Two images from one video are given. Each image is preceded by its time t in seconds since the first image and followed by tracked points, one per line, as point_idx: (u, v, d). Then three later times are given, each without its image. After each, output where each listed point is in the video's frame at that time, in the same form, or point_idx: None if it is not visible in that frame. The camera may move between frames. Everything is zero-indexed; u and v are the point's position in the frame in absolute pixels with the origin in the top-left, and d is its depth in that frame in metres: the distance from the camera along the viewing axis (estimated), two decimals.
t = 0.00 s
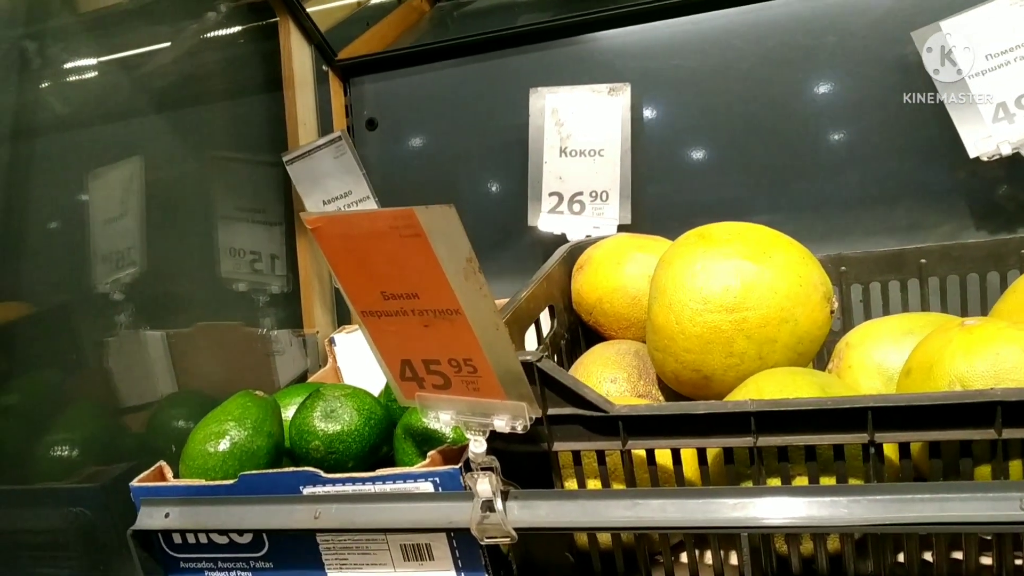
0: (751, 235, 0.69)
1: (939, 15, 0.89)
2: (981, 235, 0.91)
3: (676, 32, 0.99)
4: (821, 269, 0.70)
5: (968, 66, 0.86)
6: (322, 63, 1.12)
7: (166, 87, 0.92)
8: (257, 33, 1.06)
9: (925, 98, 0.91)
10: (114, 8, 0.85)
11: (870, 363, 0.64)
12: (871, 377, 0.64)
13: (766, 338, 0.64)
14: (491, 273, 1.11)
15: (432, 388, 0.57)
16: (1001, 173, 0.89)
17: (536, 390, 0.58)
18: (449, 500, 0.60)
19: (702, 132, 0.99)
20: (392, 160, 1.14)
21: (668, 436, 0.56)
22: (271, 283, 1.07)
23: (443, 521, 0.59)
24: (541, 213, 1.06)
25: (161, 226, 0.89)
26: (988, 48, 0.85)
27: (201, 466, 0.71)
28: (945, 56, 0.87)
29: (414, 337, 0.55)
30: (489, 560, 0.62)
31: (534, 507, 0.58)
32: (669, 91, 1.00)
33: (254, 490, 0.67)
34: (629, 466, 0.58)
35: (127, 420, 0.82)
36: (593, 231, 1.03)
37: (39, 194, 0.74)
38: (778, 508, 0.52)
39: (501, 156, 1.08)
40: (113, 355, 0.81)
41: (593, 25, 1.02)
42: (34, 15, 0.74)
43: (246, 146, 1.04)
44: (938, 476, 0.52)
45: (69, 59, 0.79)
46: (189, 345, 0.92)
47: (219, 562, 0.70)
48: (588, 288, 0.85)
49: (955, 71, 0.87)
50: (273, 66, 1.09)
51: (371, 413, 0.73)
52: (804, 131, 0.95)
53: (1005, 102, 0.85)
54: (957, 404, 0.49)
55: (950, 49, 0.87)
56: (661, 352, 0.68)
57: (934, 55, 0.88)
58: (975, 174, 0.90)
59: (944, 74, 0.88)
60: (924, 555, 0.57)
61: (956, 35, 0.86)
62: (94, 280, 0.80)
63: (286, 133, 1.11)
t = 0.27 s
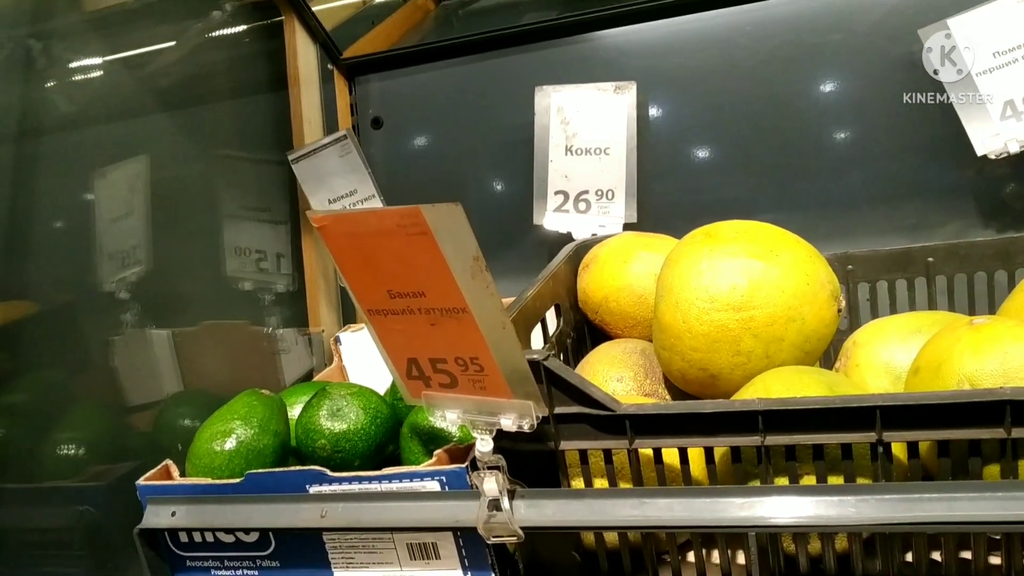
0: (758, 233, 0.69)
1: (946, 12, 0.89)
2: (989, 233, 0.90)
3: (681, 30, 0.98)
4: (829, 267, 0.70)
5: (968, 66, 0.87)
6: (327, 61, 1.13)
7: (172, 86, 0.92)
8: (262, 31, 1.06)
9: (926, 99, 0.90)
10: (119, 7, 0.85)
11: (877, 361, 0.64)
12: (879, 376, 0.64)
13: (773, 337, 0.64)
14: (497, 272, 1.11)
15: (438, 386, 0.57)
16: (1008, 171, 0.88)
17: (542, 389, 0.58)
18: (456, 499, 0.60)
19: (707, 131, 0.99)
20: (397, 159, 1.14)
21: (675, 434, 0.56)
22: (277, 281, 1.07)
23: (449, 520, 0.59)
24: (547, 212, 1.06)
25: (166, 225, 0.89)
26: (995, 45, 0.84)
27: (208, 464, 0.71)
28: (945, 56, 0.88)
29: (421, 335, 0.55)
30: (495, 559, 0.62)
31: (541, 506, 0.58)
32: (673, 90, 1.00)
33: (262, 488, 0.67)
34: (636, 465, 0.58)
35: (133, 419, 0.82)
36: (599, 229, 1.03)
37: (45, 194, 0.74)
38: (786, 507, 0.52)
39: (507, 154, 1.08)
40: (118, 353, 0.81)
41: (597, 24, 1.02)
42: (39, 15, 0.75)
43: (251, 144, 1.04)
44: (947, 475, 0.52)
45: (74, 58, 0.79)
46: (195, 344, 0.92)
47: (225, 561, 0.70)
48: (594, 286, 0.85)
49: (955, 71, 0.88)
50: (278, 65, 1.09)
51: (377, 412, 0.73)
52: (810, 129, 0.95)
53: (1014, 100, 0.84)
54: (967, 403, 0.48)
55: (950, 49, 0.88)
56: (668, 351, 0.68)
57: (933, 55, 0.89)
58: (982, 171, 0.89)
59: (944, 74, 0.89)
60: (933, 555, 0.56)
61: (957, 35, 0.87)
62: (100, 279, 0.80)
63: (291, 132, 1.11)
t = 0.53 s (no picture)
0: (763, 232, 0.69)
1: (949, 10, 0.89)
2: (994, 232, 0.90)
3: (683, 29, 0.98)
4: (834, 266, 0.70)
5: (969, 65, 0.87)
6: (330, 60, 1.12)
7: (175, 85, 0.92)
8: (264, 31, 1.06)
9: (927, 98, 0.90)
10: (122, 7, 0.85)
11: (883, 360, 0.64)
12: (885, 375, 0.63)
13: (779, 336, 0.64)
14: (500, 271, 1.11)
15: (444, 386, 0.57)
16: (1013, 169, 0.88)
17: (549, 388, 0.58)
18: (462, 498, 0.60)
19: (710, 129, 0.99)
20: (400, 158, 1.14)
21: (681, 434, 0.56)
22: (280, 281, 1.07)
23: (455, 519, 0.59)
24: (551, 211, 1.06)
25: (169, 224, 0.89)
26: (1001, 43, 0.84)
27: (212, 464, 0.71)
28: (945, 56, 0.88)
29: (427, 334, 0.55)
30: (501, 558, 0.62)
31: (547, 505, 0.58)
32: (676, 89, 0.99)
33: (267, 488, 0.67)
34: (642, 464, 0.58)
35: (136, 419, 0.82)
36: (603, 228, 1.03)
37: (48, 193, 0.74)
38: (792, 506, 0.52)
39: (510, 153, 1.08)
40: (122, 352, 0.81)
41: (599, 23, 1.01)
42: (42, 14, 0.74)
43: (254, 144, 1.04)
44: (954, 474, 0.52)
45: (77, 58, 0.79)
46: (198, 343, 0.92)
47: (230, 560, 0.70)
48: (599, 285, 0.85)
49: (955, 71, 0.88)
50: (281, 64, 1.09)
51: (381, 411, 0.73)
52: (814, 128, 0.95)
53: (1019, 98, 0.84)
54: (974, 402, 0.48)
55: (950, 49, 0.88)
56: (673, 350, 0.68)
57: (934, 55, 0.89)
58: (987, 170, 0.89)
59: (945, 74, 0.89)
60: (940, 554, 0.56)
61: (958, 35, 0.87)
62: (103, 278, 0.80)
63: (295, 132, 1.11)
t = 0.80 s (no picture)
0: (767, 231, 0.69)
1: (951, 9, 0.88)
2: (996, 231, 0.90)
3: (685, 28, 0.98)
4: (838, 265, 0.70)
5: (970, 65, 0.87)
6: (331, 59, 1.12)
7: (175, 84, 0.92)
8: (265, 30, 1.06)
9: (926, 98, 0.90)
10: (123, 6, 0.85)
11: (887, 360, 0.63)
12: (889, 374, 0.63)
13: (782, 335, 0.64)
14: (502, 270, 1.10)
15: (448, 385, 0.57)
16: (1015, 168, 0.88)
17: (553, 388, 0.58)
18: (466, 498, 0.60)
19: (712, 129, 0.99)
20: (402, 157, 1.14)
21: (686, 433, 0.56)
22: (281, 281, 1.07)
23: (459, 519, 0.59)
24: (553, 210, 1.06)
25: (170, 224, 0.89)
26: (1004, 41, 0.83)
27: (214, 464, 0.71)
28: (945, 56, 0.88)
29: (431, 334, 0.54)
30: (504, 558, 0.62)
31: (551, 505, 0.58)
32: (678, 88, 0.99)
33: (269, 488, 0.67)
34: (646, 463, 0.58)
35: (138, 419, 0.82)
36: (605, 228, 1.03)
37: (50, 193, 0.74)
38: (797, 506, 0.52)
39: (511, 153, 1.08)
40: (122, 352, 0.81)
41: (600, 22, 1.01)
42: (42, 13, 0.74)
43: (255, 143, 1.04)
44: (960, 474, 0.52)
45: (77, 57, 0.78)
46: (199, 343, 0.92)
47: (233, 560, 0.70)
48: (601, 285, 0.85)
49: (955, 71, 0.88)
50: (282, 63, 1.08)
51: (384, 411, 0.73)
52: (816, 127, 0.95)
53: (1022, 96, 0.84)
54: (980, 402, 0.48)
55: (950, 49, 0.88)
56: (677, 350, 0.68)
57: (934, 55, 0.89)
58: (989, 169, 0.89)
59: (945, 74, 0.89)
60: (945, 553, 0.56)
61: (958, 35, 0.87)
62: (104, 278, 0.79)
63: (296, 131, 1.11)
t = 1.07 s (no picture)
0: (768, 228, 0.68)
1: (950, 8, 0.88)
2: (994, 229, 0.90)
3: (683, 26, 0.98)
4: (839, 262, 0.70)
5: (970, 64, 0.87)
6: (328, 57, 1.11)
7: (172, 82, 0.91)
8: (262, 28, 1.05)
9: (925, 98, 0.90)
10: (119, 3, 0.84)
11: (889, 358, 0.63)
12: (891, 372, 0.63)
13: (785, 333, 0.64)
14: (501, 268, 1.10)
15: (450, 383, 0.57)
16: (1014, 166, 0.88)
17: (556, 386, 0.58)
18: (468, 497, 0.60)
19: (711, 127, 0.98)
20: (400, 156, 1.14)
21: (689, 431, 0.55)
22: (278, 279, 1.07)
23: (461, 518, 0.59)
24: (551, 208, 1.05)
25: (167, 222, 0.88)
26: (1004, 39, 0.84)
27: (214, 463, 0.70)
28: (945, 56, 0.88)
29: (434, 332, 0.54)
30: (507, 557, 0.61)
31: (553, 504, 0.57)
32: (676, 86, 0.99)
33: (269, 487, 0.66)
34: (649, 462, 0.58)
35: (135, 418, 0.82)
36: (604, 226, 1.02)
37: (46, 191, 0.73)
38: (800, 504, 0.52)
39: (510, 151, 1.08)
40: (119, 352, 0.80)
41: (597, 20, 1.01)
42: (36, 10, 0.73)
43: (253, 141, 1.03)
44: (964, 470, 0.52)
45: (71, 55, 0.78)
46: (197, 342, 0.91)
47: (232, 560, 0.70)
48: (601, 283, 0.85)
49: (955, 70, 0.88)
50: (279, 61, 1.08)
51: (384, 410, 0.72)
52: (815, 125, 0.94)
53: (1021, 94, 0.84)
54: (986, 398, 0.48)
55: (950, 49, 0.88)
56: (679, 347, 0.67)
57: (934, 55, 0.89)
58: (988, 167, 0.89)
59: (945, 74, 0.89)
60: (949, 550, 0.56)
61: (958, 35, 0.87)
62: (99, 277, 0.79)
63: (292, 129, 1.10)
